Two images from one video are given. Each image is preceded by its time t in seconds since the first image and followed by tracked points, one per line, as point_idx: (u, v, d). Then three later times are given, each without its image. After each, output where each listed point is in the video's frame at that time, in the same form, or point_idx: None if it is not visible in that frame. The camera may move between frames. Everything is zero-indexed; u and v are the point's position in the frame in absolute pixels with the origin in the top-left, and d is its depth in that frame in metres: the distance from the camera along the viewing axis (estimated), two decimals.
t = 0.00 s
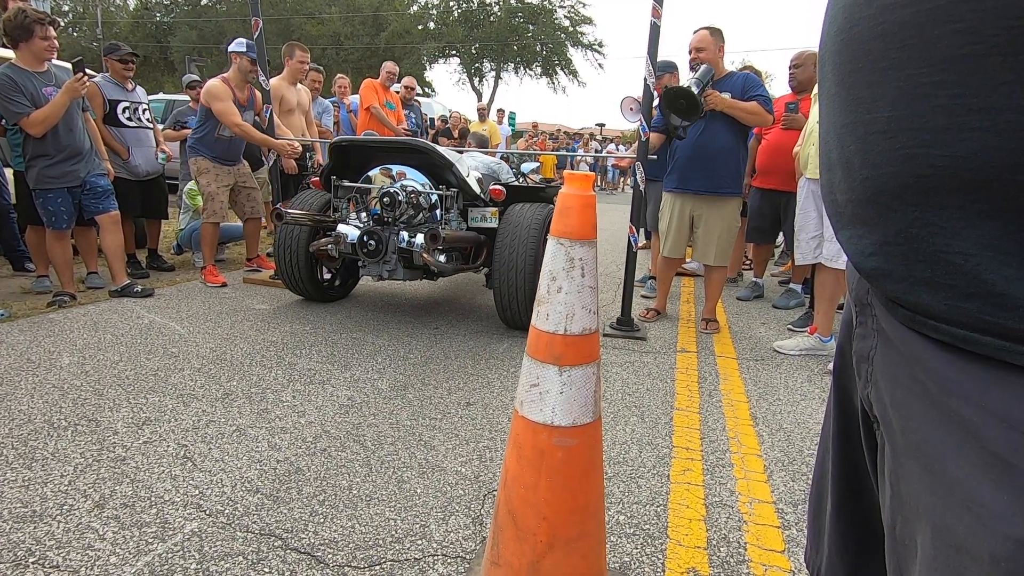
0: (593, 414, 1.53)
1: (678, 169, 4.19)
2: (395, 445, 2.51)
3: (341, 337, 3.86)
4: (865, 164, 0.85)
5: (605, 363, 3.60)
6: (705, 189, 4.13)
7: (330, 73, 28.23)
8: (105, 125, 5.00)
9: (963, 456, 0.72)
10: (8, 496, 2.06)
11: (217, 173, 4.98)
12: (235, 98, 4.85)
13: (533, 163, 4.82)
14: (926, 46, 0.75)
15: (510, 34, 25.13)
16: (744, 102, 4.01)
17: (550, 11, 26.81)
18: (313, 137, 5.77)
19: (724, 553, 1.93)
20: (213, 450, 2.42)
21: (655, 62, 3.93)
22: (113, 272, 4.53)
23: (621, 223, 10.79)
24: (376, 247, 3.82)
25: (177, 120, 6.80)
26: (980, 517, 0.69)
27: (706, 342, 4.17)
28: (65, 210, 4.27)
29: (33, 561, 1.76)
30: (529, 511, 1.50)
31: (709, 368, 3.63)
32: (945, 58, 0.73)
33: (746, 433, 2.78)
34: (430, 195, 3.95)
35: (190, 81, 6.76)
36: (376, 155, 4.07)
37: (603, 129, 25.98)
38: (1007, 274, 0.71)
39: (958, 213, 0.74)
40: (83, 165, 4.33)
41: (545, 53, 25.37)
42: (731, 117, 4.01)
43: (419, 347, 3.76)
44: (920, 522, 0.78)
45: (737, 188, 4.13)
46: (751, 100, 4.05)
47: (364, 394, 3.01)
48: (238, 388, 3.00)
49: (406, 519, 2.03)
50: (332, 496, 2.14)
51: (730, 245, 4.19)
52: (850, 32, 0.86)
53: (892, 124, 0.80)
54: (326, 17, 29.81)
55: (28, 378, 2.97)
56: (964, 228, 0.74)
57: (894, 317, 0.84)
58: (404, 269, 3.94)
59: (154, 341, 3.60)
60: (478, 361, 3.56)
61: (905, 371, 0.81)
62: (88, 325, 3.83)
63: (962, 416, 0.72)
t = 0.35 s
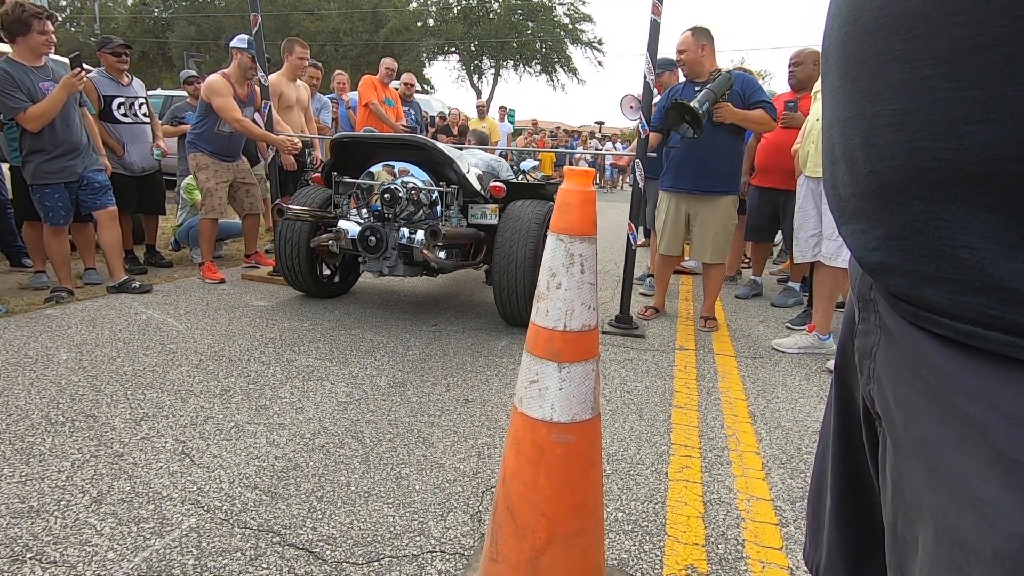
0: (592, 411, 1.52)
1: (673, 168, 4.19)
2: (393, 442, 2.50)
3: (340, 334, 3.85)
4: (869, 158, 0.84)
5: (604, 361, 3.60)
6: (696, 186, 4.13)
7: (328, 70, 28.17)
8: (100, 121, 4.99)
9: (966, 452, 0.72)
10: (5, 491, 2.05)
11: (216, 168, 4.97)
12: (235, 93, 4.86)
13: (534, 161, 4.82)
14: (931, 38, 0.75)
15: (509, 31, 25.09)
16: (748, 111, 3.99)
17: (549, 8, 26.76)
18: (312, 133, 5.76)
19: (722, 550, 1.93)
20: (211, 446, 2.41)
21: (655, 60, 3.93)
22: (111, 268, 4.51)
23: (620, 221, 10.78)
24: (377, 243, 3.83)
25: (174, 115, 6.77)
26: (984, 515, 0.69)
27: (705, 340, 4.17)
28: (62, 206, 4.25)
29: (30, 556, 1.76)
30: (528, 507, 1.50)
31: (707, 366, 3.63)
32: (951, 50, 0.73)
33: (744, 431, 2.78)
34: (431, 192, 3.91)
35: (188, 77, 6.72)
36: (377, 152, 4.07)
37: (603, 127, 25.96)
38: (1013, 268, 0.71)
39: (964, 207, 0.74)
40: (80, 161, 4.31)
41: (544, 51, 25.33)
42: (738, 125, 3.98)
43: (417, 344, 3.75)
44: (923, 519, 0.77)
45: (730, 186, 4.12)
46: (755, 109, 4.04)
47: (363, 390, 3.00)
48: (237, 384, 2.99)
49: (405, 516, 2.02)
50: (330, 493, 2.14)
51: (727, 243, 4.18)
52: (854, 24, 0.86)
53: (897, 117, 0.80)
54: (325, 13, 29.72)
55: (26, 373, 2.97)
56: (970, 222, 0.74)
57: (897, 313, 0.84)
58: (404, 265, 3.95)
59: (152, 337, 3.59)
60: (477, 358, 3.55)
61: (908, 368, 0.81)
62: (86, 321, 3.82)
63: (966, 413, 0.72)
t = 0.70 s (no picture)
0: (592, 407, 1.52)
1: (672, 166, 4.19)
2: (392, 439, 2.50)
3: (340, 331, 3.85)
4: (871, 154, 0.84)
5: (603, 358, 3.60)
6: (696, 184, 4.11)
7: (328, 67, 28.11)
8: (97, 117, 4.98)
9: (967, 449, 0.71)
10: (4, 486, 2.05)
11: (215, 165, 4.96)
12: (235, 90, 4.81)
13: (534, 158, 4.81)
14: (933, 34, 0.74)
15: (510, 28, 25.05)
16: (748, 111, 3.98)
17: (550, 6, 26.71)
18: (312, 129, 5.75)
19: (721, 547, 1.92)
20: (210, 442, 2.41)
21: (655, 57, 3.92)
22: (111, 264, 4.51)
23: (619, 218, 10.77)
24: (378, 240, 3.81)
25: (174, 112, 6.76)
26: (986, 512, 0.69)
27: (704, 337, 4.17)
28: (61, 202, 4.24)
29: (29, 552, 1.76)
30: (527, 503, 1.49)
31: (707, 364, 3.62)
32: (953, 46, 0.72)
33: (743, 429, 2.78)
34: (432, 188, 3.93)
35: (187, 73, 6.70)
36: (379, 148, 4.06)
37: (603, 124, 25.92)
38: (1015, 265, 0.70)
39: (965, 203, 0.74)
40: (79, 157, 4.30)
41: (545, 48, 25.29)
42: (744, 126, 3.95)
43: (417, 341, 3.75)
44: (923, 516, 0.77)
45: (728, 184, 4.12)
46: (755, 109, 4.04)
47: (362, 387, 3.00)
48: (236, 381, 2.99)
49: (404, 512, 2.02)
50: (329, 489, 2.13)
51: (725, 241, 4.18)
52: (857, 20, 0.85)
53: (899, 113, 0.79)
54: (325, 10, 29.66)
55: (25, 369, 2.96)
56: (972, 219, 0.74)
57: (898, 310, 0.84)
58: (405, 261, 3.93)
59: (152, 334, 3.59)
60: (476, 355, 3.55)
61: (909, 364, 0.80)
62: (85, 317, 3.82)
63: (967, 409, 0.72)
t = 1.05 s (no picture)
0: (591, 405, 1.52)
1: (671, 164, 4.18)
2: (392, 436, 2.50)
3: (339, 328, 3.84)
4: (870, 151, 0.83)
5: (602, 356, 3.60)
6: (696, 182, 4.11)
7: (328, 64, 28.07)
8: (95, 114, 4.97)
9: (966, 446, 0.71)
10: (3, 483, 2.05)
11: (215, 162, 4.95)
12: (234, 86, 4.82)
13: (535, 156, 4.80)
14: (935, 30, 0.74)
15: (510, 25, 25.01)
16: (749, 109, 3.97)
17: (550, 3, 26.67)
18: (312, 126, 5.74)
19: (720, 545, 1.93)
20: (210, 439, 2.41)
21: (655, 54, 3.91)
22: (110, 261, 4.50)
23: (620, 216, 10.78)
24: (380, 237, 3.81)
25: (173, 109, 6.75)
26: (984, 509, 0.68)
27: (704, 335, 4.17)
28: (60, 198, 4.23)
29: (29, 548, 1.76)
30: (527, 501, 1.49)
31: (706, 362, 3.62)
32: (954, 42, 0.72)
33: (743, 426, 2.78)
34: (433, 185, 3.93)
35: (186, 69, 6.68)
36: (380, 145, 4.05)
37: (603, 121, 25.89)
38: (1014, 263, 0.70)
39: (966, 200, 0.73)
40: (77, 153, 4.29)
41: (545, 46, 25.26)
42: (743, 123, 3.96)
43: (417, 338, 3.74)
44: (922, 514, 0.77)
45: (728, 181, 4.11)
46: (755, 107, 4.03)
47: (361, 384, 3.00)
48: (235, 378, 2.99)
49: (403, 509, 2.02)
50: (329, 486, 2.13)
51: (724, 239, 4.18)
52: (858, 16, 0.85)
53: (900, 110, 0.79)
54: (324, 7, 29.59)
55: (25, 366, 2.96)
56: (971, 216, 0.73)
57: (898, 306, 0.83)
58: (406, 258, 3.93)
59: (151, 331, 3.59)
60: (476, 353, 3.54)
61: (908, 361, 0.80)
62: (84, 314, 3.81)
63: (966, 407, 0.71)
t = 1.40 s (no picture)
0: (593, 404, 1.52)
1: (673, 163, 4.19)
2: (394, 435, 2.50)
3: (341, 326, 3.85)
4: (872, 151, 0.84)
5: (603, 354, 3.60)
6: (698, 180, 4.11)
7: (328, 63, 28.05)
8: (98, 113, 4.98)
9: (966, 445, 0.72)
10: (6, 481, 2.06)
11: (217, 161, 4.95)
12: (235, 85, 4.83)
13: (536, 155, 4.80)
14: (937, 31, 0.74)
15: (511, 23, 24.98)
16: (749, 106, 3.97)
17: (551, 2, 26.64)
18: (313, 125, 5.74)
19: (721, 543, 1.93)
20: (212, 438, 2.41)
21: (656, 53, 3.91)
22: (111, 260, 4.51)
23: (621, 214, 10.77)
24: (382, 236, 3.82)
25: (174, 107, 6.76)
26: (985, 507, 0.69)
27: (705, 334, 4.18)
28: (61, 197, 4.24)
29: (32, 546, 1.77)
30: (528, 500, 1.50)
31: (707, 361, 3.62)
32: (956, 43, 0.72)
33: (744, 425, 2.78)
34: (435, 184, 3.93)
35: (187, 68, 6.68)
36: (382, 144, 4.06)
37: (604, 120, 25.87)
38: (1015, 263, 0.71)
39: (967, 200, 0.74)
40: (78, 152, 4.30)
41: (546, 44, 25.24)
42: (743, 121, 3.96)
43: (418, 337, 3.75)
44: (924, 512, 0.77)
45: (731, 180, 4.10)
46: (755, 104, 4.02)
47: (363, 383, 3.00)
48: (237, 376, 3.00)
49: (405, 508, 2.03)
50: (331, 485, 2.14)
51: (726, 238, 4.17)
52: (860, 16, 0.85)
53: (901, 111, 0.79)
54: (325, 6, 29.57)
55: (27, 365, 2.97)
56: (972, 216, 0.74)
57: (899, 306, 0.84)
58: (409, 257, 3.92)
59: (153, 330, 3.60)
60: (477, 351, 3.55)
61: (909, 361, 0.81)
62: (86, 313, 3.82)
63: (967, 405, 0.72)
